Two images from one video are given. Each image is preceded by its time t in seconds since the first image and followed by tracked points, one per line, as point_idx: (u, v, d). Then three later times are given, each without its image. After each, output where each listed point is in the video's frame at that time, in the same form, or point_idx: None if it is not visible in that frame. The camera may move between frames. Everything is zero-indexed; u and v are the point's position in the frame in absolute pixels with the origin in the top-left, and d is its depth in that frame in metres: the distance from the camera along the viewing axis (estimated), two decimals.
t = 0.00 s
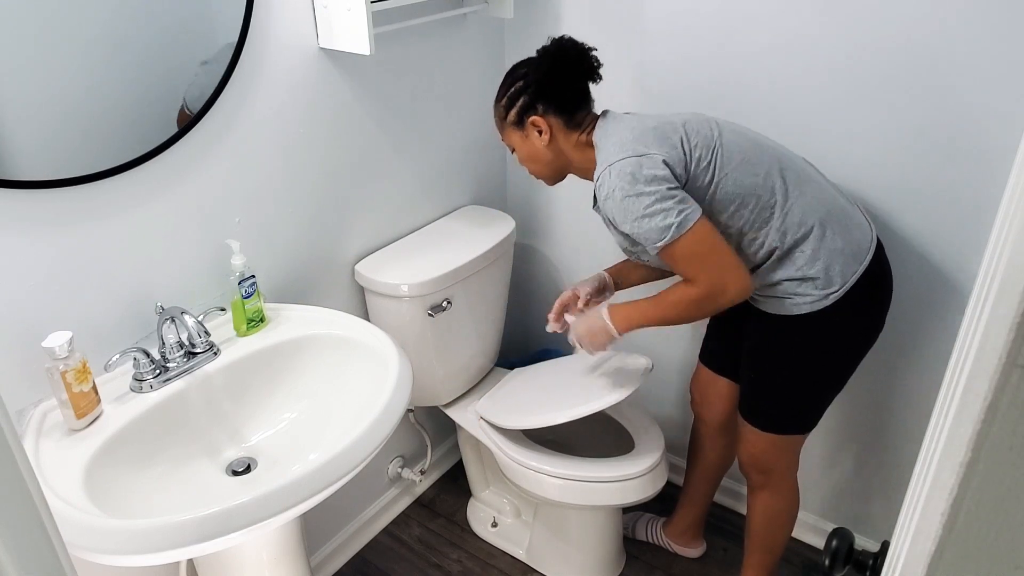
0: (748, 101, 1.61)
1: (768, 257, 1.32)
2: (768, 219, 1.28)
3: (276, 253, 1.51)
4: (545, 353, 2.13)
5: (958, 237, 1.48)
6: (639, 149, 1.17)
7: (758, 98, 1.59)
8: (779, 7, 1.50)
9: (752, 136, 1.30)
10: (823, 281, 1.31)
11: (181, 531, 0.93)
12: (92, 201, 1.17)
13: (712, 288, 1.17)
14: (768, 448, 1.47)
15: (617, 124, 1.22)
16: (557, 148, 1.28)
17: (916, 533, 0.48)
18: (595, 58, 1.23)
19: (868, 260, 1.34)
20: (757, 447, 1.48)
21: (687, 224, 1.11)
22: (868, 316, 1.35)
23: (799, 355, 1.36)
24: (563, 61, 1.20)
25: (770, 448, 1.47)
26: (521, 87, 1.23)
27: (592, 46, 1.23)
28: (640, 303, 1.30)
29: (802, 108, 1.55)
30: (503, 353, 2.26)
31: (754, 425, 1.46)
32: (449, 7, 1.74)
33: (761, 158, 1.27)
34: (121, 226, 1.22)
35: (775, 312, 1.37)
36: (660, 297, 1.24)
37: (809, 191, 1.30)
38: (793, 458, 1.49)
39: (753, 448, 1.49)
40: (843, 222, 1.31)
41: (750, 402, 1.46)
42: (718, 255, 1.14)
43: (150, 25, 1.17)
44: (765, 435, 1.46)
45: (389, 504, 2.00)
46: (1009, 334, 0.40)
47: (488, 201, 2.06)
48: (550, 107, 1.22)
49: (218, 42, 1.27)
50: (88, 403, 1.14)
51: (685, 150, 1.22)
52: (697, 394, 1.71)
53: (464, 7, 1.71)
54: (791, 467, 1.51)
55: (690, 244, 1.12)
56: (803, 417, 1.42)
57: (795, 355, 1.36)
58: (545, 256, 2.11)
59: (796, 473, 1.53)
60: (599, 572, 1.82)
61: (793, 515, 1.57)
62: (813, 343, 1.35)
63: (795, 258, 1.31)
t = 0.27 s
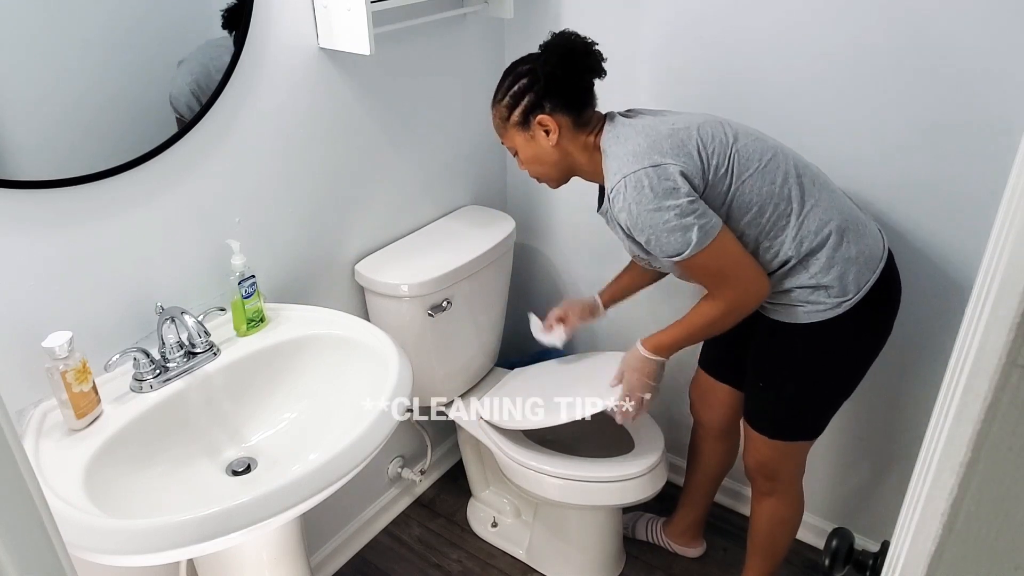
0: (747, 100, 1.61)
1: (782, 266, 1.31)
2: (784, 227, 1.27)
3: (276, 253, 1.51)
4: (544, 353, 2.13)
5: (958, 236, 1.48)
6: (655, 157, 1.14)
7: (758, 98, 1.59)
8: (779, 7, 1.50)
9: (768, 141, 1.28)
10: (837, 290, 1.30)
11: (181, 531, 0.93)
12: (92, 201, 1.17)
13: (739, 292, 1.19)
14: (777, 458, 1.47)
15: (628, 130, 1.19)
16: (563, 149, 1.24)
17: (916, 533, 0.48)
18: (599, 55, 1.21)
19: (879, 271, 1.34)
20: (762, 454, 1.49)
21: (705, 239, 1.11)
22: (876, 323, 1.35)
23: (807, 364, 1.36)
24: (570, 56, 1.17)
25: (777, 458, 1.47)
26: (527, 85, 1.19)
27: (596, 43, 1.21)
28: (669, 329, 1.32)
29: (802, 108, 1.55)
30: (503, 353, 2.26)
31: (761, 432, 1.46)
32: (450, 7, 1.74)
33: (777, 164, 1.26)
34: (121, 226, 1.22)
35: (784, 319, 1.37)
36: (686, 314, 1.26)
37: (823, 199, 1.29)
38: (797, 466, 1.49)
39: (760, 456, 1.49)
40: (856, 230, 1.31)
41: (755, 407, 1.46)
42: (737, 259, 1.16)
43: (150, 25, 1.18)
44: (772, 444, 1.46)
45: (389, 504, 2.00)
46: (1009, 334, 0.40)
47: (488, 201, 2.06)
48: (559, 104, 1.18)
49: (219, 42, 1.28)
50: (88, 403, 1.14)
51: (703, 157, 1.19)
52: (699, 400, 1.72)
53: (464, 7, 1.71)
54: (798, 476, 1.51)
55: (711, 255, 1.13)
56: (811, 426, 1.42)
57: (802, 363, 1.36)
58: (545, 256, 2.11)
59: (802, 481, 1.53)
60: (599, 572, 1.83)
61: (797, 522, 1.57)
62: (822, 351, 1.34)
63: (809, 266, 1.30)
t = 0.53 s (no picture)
0: (748, 100, 1.61)
1: (780, 261, 1.31)
2: (782, 222, 1.27)
3: (276, 253, 1.51)
4: (545, 353, 2.13)
5: (958, 236, 1.48)
6: (659, 155, 1.13)
7: (759, 97, 1.59)
8: (779, 7, 1.50)
9: (761, 138, 1.29)
10: (835, 282, 1.30)
11: (181, 531, 0.94)
12: (92, 201, 1.17)
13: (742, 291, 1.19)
14: (776, 452, 1.48)
15: (625, 130, 1.19)
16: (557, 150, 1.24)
17: (916, 533, 0.48)
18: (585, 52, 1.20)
19: (872, 259, 1.35)
20: (761, 448, 1.49)
21: (713, 238, 1.11)
22: (870, 314, 1.36)
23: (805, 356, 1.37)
24: (555, 57, 1.16)
25: (777, 451, 1.48)
26: (516, 90, 1.19)
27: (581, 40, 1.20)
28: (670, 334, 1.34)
29: (802, 109, 1.55)
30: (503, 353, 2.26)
31: (760, 427, 1.47)
32: (450, 7, 1.74)
33: (772, 160, 1.26)
34: (121, 225, 1.22)
35: (781, 314, 1.36)
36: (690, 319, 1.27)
37: (816, 193, 1.30)
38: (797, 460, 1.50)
39: (759, 451, 1.50)
40: (849, 224, 1.32)
41: (752, 402, 1.47)
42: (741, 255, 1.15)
43: (151, 25, 1.18)
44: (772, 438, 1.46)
45: (389, 504, 2.00)
46: (1009, 334, 0.40)
47: (488, 201, 2.06)
48: (549, 107, 1.18)
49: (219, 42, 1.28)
50: (88, 403, 1.14)
51: (704, 153, 1.19)
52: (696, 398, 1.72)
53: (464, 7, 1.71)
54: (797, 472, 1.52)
55: (719, 252, 1.13)
56: (811, 419, 1.42)
57: (800, 357, 1.37)
58: (545, 256, 2.11)
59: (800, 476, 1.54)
60: (599, 572, 1.82)
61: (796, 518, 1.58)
62: (819, 343, 1.35)
63: (807, 259, 1.30)
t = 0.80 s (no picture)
0: (748, 100, 1.61)
1: (788, 265, 1.31)
2: (792, 225, 1.27)
3: (276, 253, 1.51)
4: (545, 353, 2.13)
5: (957, 236, 1.48)
6: (668, 154, 1.13)
7: (759, 97, 1.59)
8: (779, 7, 1.50)
9: (775, 139, 1.28)
10: (843, 289, 1.30)
11: (181, 531, 0.94)
12: (92, 201, 1.17)
13: (744, 295, 1.18)
14: (776, 455, 1.47)
15: (636, 126, 1.18)
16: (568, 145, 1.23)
17: (916, 533, 0.48)
18: (588, 42, 1.18)
19: (883, 268, 1.35)
20: (762, 451, 1.49)
21: (716, 242, 1.11)
22: (878, 321, 1.36)
23: (809, 361, 1.37)
24: (556, 54, 1.15)
25: (777, 454, 1.47)
26: (520, 89, 1.19)
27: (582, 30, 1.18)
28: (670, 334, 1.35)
29: (802, 109, 1.55)
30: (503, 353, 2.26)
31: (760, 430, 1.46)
32: (450, 7, 1.74)
33: (786, 162, 1.26)
34: (121, 225, 1.22)
35: (787, 318, 1.37)
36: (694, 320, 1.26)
37: (827, 196, 1.30)
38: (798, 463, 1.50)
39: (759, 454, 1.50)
40: (861, 229, 1.32)
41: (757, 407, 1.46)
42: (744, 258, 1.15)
43: (151, 25, 1.18)
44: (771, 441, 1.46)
45: (389, 504, 2.00)
46: (1009, 334, 0.40)
47: (488, 201, 2.06)
48: (554, 103, 1.17)
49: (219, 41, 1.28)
50: (88, 403, 1.14)
51: (714, 154, 1.18)
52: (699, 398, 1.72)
53: (464, 7, 1.71)
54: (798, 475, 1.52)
55: (722, 256, 1.13)
56: (813, 424, 1.41)
57: (804, 361, 1.37)
58: (545, 256, 2.11)
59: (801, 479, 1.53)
60: (599, 572, 1.82)
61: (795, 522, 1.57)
62: (825, 349, 1.35)
63: (816, 265, 1.29)
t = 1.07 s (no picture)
0: (748, 99, 1.61)
1: (808, 271, 1.30)
2: (816, 228, 1.26)
3: (275, 252, 1.51)
4: (545, 352, 2.13)
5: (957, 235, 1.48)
6: (694, 146, 1.12)
7: (758, 96, 1.59)
8: (779, 7, 1.50)
9: (805, 142, 1.28)
10: (862, 299, 1.30)
11: (181, 531, 0.94)
12: (92, 201, 1.17)
13: (745, 299, 1.17)
14: (783, 465, 1.47)
15: (664, 116, 1.18)
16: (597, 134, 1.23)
17: (916, 533, 0.48)
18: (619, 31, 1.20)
19: (905, 285, 1.34)
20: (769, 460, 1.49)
21: (734, 240, 1.10)
22: (894, 333, 1.34)
23: (821, 372, 1.36)
24: (588, 37, 1.16)
25: (784, 464, 1.47)
26: (552, 74, 1.19)
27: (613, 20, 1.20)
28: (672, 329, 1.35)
29: (802, 109, 1.55)
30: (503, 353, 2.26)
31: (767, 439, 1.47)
32: (450, 7, 1.74)
33: (814, 165, 1.26)
34: (121, 225, 1.22)
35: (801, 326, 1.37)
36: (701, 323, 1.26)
37: (853, 202, 1.30)
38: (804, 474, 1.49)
39: (766, 462, 1.49)
40: (886, 241, 1.31)
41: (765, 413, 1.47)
42: (755, 261, 1.14)
43: (151, 25, 1.18)
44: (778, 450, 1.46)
45: (389, 504, 2.00)
46: (1009, 334, 0.40)
47: (488, 200, 2.06)
48: (586, 88, 1.18)
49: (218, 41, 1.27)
50: (88, 403, 1.14)
51: (741, 151, 1.18)
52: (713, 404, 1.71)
53: (464, 7, 1.71)
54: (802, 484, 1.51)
55: (736, 255, 1.12)
56: (822, 435, 1.41)
57: (815, 372, 1.37)
58: (545, 256, 2.11)
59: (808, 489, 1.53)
60: (599, 572, 1.83)
61: (798, 530, 1.57)
62: (839, 361, 1.34)
63: (837, 272, 1.29)
